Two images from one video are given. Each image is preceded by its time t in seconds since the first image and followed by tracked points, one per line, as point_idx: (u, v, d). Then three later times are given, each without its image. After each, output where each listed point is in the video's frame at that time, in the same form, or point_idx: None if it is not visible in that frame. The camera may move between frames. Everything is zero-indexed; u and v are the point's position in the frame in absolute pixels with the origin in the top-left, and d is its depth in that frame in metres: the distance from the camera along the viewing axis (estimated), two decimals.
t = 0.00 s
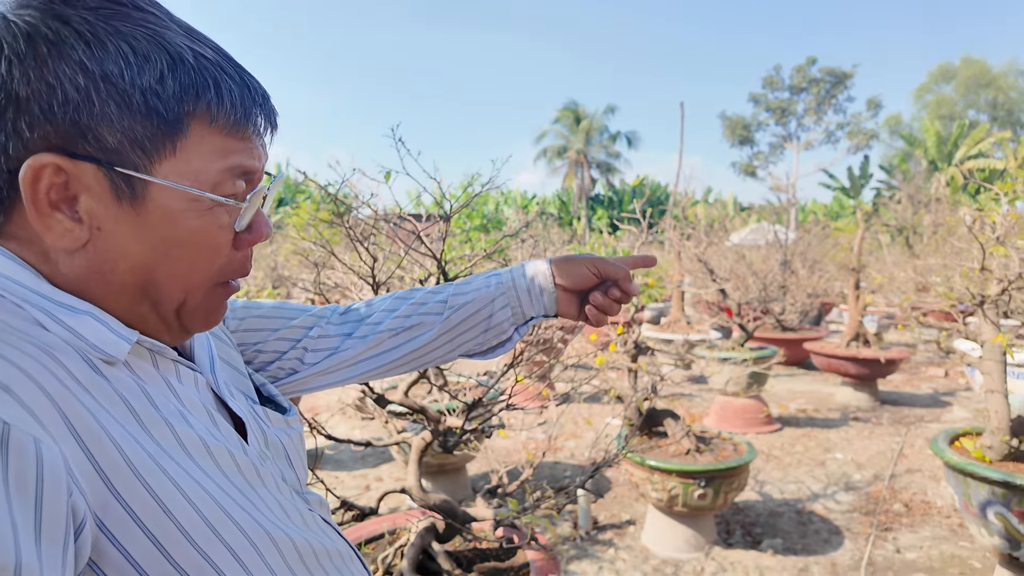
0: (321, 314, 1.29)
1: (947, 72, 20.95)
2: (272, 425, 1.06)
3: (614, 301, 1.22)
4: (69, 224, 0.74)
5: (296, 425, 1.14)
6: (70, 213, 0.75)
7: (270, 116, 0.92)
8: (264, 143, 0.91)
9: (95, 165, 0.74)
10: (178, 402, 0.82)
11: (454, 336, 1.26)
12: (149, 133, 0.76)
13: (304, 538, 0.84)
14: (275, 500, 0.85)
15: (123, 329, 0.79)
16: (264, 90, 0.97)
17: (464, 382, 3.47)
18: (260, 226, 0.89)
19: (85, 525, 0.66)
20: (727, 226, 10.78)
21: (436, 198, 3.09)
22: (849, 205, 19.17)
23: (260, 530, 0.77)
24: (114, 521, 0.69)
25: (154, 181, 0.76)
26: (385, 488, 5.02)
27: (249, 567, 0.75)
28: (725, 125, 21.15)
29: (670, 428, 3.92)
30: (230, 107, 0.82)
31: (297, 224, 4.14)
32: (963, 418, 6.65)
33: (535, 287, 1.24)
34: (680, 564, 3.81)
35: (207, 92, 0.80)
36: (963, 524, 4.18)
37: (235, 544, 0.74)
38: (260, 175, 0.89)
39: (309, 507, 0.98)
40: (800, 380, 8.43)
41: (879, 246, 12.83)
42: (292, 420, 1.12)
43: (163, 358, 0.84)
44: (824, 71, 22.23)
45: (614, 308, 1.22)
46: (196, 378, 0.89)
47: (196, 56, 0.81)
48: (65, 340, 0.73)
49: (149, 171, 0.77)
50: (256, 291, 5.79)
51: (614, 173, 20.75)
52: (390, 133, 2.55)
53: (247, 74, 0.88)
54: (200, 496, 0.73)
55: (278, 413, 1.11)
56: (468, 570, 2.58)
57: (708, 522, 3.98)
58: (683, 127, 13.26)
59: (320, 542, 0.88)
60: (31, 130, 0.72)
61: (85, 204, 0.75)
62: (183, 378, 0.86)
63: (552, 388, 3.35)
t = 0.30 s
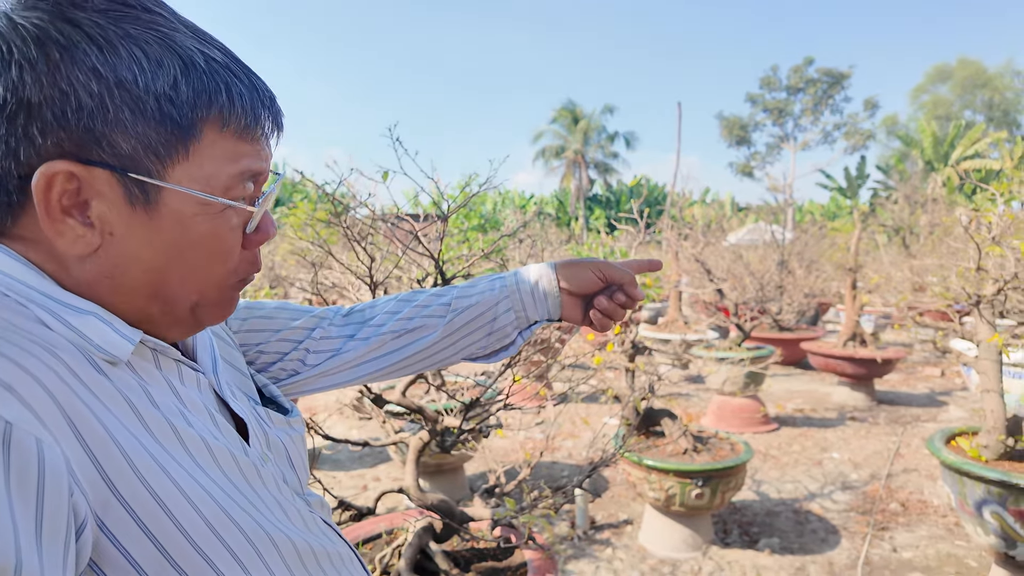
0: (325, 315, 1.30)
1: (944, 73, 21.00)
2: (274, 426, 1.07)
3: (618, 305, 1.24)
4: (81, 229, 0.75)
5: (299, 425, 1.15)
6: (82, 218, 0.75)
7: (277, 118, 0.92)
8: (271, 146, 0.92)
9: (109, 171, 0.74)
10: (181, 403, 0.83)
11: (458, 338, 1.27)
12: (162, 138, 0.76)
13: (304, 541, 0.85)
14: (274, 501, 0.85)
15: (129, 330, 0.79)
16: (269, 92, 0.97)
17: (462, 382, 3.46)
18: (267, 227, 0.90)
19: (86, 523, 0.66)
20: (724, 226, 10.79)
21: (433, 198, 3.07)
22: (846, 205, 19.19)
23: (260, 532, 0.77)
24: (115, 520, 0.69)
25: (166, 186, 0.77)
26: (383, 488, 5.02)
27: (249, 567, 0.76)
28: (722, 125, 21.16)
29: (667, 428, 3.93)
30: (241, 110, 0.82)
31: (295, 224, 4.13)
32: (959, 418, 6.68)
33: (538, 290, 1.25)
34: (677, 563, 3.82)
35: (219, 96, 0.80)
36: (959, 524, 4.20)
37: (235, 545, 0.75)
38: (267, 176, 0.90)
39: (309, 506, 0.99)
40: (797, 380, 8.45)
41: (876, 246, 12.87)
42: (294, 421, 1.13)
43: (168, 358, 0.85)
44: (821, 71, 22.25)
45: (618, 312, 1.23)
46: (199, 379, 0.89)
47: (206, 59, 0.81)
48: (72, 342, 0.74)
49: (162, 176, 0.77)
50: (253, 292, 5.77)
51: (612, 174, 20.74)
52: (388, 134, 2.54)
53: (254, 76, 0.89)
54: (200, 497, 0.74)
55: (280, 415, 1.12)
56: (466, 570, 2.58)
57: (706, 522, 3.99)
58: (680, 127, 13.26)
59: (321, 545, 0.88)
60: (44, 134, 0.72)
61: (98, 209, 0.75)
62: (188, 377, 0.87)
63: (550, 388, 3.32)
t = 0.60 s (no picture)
0: (324, 323, 1.27)
1: (940, 73, 21.02)
2: (275, 429, 1.01)
3: (617, 304, 1.22)
4: (55, 226, 0.72)
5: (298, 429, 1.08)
6: (55, 214, 0.72)
7: (245, 80, 0.86)
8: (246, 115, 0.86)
9: (69, 164, 0.70)
10: (184, 402, 0.80)
11: (456, 347, 1.24)
12: (116, 122, 0.71)
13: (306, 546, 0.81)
14: (278, 506, 0.82)
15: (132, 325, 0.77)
16: (235, 55, 0.90)
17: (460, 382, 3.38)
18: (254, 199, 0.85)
19: (87, 526, 0.64)
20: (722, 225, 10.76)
21: (430, 197, 3.01)
22: (843, 205, 19.19)
23: (261, 537, 0.74)
24: (116, 522, 0.66)
25: (132, 172, 0.73)
26: (379, 488, 4.99)
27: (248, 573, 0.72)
28: (719, 125, 21.13)
29: (665, 427, 3.91)
30: (197, 79, 0.76)
31: (291, 223, 4.08)
32: (956, 417, 6.67)
33: (532, 294, 1.22)
34: (674, 563, 3.80)
35: (170, 68, 0.74)
36: (956, 523, 4.19)
37: (236, 551, 0.72)
38: (245, 149, 0.84)
39: (309, 509, 0.96)
40: (794, 379, 8.43)
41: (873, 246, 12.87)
42: (293, 424, 1.07)
43: (170, 353, 0.82)
44: (818, 71, 22.23)
45: (617, 311, 1.22)
46: (204, 378, 0.87)
47: (151, 29, 0.75)
48: (72, 336, 0.71)
49: (125, 162, 0.73)
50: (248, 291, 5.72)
51: (609, 173, 20.70)
52: (385, 130, 2.49)
53: (211, 43, 0.82)
54: (202, 501, 0.71)
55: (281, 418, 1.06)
56: (462, 569, 2.55)
57: (704, 521, 3.96)
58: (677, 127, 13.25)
59: (323, 551, 0.85)
60: None
61: (68, 203, 0.72)
62: (190, 375, 0.84)
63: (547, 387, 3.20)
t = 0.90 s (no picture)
0: (322, 275, 1.24)
1: (939, 73, 21.03)
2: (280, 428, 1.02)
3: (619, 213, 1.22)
4: (131, 213, 0.70)
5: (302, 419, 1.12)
6: (130, 203, 0.70)
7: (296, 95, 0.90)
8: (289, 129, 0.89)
9: (157, 153, 0.70)
10: (191, 400, 0.77)
11: (454, 272, 1.22)
12: (205, 118, 0.72)
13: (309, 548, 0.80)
14: (279, 505, 0.80)
15: (141, 321, 0.74)
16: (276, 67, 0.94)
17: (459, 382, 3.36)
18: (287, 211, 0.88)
19: (89, 526, 0.61)
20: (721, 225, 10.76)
21: (429, 197, 2.99)
22: (841, 206, 19.20)
23: (266, 537, 0.73)
24: (120, 523, 0.64)
25: (213, 164, 0.73)
26: (378, 488, 4.98)
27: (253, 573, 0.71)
28: (718, 125, 21.14)
29: (665, 427, 3.91)
30: (275, 93, 0.79)
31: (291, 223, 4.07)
32: (955, 417, 6.67)
33: (536, 213, 1.22)
34: (674, 562, 3.79)
35: (254, 78, 0.77)
36: (955, 523, 4.19)
37: (240, 552, 0.70)
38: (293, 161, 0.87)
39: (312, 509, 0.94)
40: (793, 379, 8.43)
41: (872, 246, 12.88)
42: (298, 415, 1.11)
43: (183, 348, 0.80)
44: (818, 72, 22.22)
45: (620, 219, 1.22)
46: (211, 376, 0.85)
47: (239, 45, 0.78)
48: (78, 333, 0.68)
49: (207, 155, 0.73)
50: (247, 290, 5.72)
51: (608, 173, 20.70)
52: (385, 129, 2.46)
53: (275, 65, 0.86)
54: (207, 501, 0.69)
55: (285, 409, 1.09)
56: (462, 570, 2.54)
57: (704, 521, 3.96)
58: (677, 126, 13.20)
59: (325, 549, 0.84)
60: (89, 119, 0.67)
61: (145, 190, 0.70)
62: (195, 371, 0.82)
63: (546, 386, 3.16)
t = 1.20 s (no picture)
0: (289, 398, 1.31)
1: (938, 73, 21.01)
2: (292, 432, 1.03)
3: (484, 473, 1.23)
4: (62, 173, 0.78)
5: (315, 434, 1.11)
6: (65, 165, 0.79)
7: (267, 70, 0.91)
8: (257, 98, 0.89)
9: (72, 113, 0.77)
10: (206, 401, 0.81)
11: (378, 465, 1.25)
12: (110, 70, 0.77)
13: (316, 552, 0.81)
14: (288, 512, 0.82)
15: (162, 319, 0.79)
16: (274, 61, 0.98)
17: (460, 383, 3.33)
18: (257, 183, 0.86)
19: (110, 527, 0.62)
20: (720, 225, 10.74)
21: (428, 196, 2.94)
22: (841, 206, 19.17)
23: (276, 544, 0.74)
24: (138, 527, 0.65)
25: (115, 117, 0.76)
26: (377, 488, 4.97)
27: None
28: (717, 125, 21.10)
29: (663, 427, 3.92)
30: (190, 40, 0.80)
31: (289, 223, 4.05)
32: (954, 416, 6.67)
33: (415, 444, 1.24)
34: (673, 562, 3.79)
35: (166, 29, 0.80)
36: (954, 523, 4.19)
37: (250, 559, 0.71)
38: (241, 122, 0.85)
39: (319, 515, 0.95)
40: (792, 379, 8.42)
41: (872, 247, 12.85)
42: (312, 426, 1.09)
43: (195, 346, 0.86)
44: (817, 72, 22.18)
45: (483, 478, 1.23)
46: (224, 376, 0.89)
47: (168, 4, 0.82)
48: (106, 332, 0.72)
49: (113, 108, 0.77)
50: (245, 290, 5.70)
51: (607, 173, 20.65)
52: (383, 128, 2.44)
53: (237, 32, 0.88)
54: (217, 507, 0.70)
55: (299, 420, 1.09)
56: (461, 569, 2.52)
57: (703, 521, 3.96)
58: (677, 125, 13.17)
59: (334, 557, 0.84)
60: (36, 95, 0.79)
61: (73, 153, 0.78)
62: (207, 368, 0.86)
63: (547, 387, 3.12)
